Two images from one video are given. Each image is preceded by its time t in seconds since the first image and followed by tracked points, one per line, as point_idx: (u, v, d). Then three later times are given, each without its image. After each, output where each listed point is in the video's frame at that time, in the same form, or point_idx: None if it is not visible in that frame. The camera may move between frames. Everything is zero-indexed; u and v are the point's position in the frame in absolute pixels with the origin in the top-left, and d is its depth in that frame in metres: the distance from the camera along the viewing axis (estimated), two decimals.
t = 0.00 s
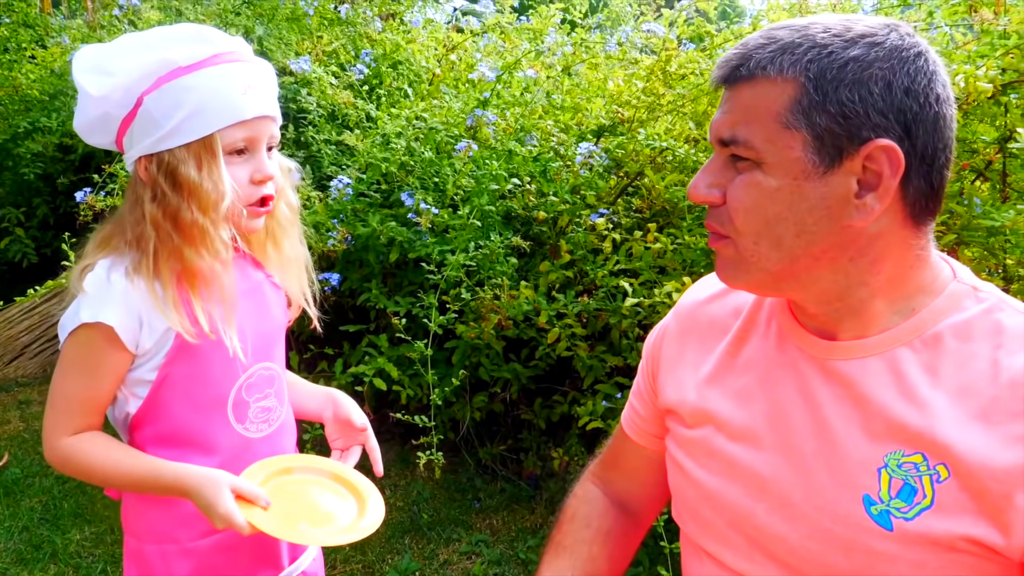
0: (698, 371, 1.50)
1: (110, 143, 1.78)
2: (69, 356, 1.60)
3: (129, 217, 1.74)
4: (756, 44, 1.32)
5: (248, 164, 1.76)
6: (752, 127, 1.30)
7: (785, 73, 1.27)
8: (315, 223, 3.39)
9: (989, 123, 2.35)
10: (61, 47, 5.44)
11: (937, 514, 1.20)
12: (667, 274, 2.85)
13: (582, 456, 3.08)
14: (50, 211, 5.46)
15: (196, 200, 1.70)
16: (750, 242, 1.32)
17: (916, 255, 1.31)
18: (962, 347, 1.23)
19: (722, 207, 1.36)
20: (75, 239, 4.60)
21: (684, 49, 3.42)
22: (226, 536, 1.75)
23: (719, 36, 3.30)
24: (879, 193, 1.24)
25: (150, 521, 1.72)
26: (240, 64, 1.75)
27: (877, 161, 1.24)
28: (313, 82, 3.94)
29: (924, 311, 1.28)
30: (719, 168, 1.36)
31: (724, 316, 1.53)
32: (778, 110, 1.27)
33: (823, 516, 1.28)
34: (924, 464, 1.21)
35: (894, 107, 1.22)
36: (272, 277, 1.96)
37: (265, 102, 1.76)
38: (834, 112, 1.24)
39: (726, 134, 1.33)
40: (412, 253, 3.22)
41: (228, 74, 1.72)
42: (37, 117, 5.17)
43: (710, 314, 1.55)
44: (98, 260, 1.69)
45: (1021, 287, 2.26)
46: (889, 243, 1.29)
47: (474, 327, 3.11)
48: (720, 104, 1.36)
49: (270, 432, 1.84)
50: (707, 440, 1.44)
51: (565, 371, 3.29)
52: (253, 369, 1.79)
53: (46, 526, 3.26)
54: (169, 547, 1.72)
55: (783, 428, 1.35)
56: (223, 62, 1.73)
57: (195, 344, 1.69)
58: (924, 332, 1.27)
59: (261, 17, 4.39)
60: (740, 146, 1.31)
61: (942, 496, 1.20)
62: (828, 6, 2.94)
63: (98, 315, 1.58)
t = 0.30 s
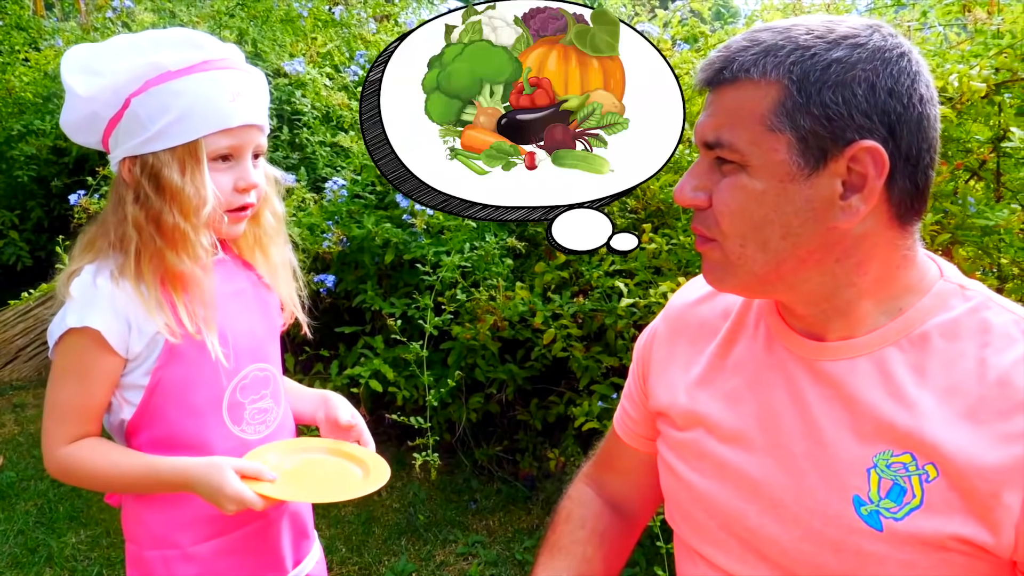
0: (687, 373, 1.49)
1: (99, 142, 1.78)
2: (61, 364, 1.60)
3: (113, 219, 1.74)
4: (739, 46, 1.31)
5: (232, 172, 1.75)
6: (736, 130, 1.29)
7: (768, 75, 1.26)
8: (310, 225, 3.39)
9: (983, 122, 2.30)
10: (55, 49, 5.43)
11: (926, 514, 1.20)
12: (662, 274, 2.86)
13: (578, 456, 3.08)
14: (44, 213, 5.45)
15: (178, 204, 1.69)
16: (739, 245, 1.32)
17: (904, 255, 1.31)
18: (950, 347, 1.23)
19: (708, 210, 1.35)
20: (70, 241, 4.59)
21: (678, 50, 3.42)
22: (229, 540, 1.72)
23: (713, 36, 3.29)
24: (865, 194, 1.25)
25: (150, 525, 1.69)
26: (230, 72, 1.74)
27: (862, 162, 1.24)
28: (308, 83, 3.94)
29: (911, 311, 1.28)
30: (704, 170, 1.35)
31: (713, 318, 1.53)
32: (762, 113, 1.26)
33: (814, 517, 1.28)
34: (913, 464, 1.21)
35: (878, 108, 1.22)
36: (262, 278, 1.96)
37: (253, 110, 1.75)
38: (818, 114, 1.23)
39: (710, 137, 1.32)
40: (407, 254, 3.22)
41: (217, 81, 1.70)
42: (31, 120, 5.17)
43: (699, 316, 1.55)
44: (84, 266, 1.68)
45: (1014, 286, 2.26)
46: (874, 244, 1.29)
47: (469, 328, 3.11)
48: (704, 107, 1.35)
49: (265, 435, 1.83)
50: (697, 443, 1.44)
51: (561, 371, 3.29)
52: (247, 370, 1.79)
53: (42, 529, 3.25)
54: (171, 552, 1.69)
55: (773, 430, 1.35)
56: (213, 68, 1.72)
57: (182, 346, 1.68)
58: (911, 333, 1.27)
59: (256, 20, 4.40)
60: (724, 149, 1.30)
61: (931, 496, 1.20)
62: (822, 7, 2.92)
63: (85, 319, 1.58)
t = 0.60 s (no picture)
0: (686, 371, 1.49)
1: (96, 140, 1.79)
2: (60, 366, 1.59)
3: (109, 219, 1.74)
4: (750, 47, 1.27)
5: (230, 174, 1.75)
6: (757, 132, 1.25)
7: (790, 74, 1.23)
8: (308, 224, 3.39)
9: (980, 123, 2.31)
10: (51, 48, 5.42)
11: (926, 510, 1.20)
12: (661, 274, 2.86)
13: (577, 456, 3.08)
14: (40, 212, 5.44)
15: (175, 205, 1.70)
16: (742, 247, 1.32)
17: (910, 250, 1.32)
18: (949, 343, 1.23)
19: (729, 215, 1.31)
20: (67, 241, 4.58)
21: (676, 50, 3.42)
22: (229, 541, 1.72)
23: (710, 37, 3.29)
24: (892, 185, 1.24)
25: (151, 526, 1.69)
26: (230, 73, 1.74)
27: (888, 154, 1.23)
28: (305, 83, 3.94)
29: (912, 307, 1.28)
30: (721, 176, 1.31)
31: (713, 316, 1.52)
32: (785, 112, 1.23)
33: (813, 513, 1.28)
34: (911, 460, 1.22)
35: (898, 100, 1.22)
36: (258, 278, 1.96)
37: (252, 110, 1.75)
38: (845, 109, 1.21)
39: (728, 140, 1.28)
40: (405, 254, 3.22)
41: (217, 82, 1.70)
42: (28, 119, 5.16)
43: (698, 313, 1.54)
44: (81, 266, 1.68)
45: (1011, 286, 2.27)
46: (891, 238, 1.29)
47: (467, 328, 3.12)
48: (711, 112, 1.31)
49: (265, 435, 1.83)
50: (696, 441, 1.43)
51: (559, 371, 3.29)
52: (246, 370, 1.79)
53: (39, 530, 3.24)
54: (171, 553, 1.68)
55: (772, 428, 1.34)
56: (212, 69, 1.72)
57: (180, 347, 1.67)
58: (911, 330, 1.27)
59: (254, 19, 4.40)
60: (747, 151, 1.26)
61: (929, 491, 1.20)
62: (820, 7, 2.91)
63: (84, 321, 1.58)
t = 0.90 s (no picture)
0: (700, 362, 1.47)
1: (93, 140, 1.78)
2: (59, 367, 1.59)
3: (105, 220, 1.73)
4: (778, 40, 1.27)
5: (227, 175, 1.75)
6: (784, 124, 1.24)
7: (818, 66, 1.22)
8: (306, 223, 3.39)
9: (980, 123, 2.31)
10: (49, 47, 5.41)
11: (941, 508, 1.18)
12: (660, 274, 2.85)
13: (575, 455, 3.08)
14: (38, 212, 5.43)
15: (171, 207, 1.69)
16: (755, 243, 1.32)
17: (934, 244, 1.29)
18: (968, 339, 1.22)
19: (753, 208, 1.30)
20: (64, 240, 4.57)
21: (675, 50, 3.42)
22: (230, 540, 1.72)
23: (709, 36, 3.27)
24: (919, 177, 1.23)
25: (152, 525, 1.68)
26: (226, 73, 1.73)
27: (915, 147, 1.22)
28: (303, 82, 3.93)
29: (931, 303, 1.26)
30: (745, 168, 1.30)
31: (727, 305, 1.50)
32: (813, 104, 1.22)
33: (826, 507, 1.25)
34: (929, 457, 1.19)
35: (927, 93, 1.21)
36: (255, 276, 1.95)
37: (250, 112, 1.75)
38: (874, 103, 1.20)
39: (754, 133, 1.27)
40: (404, 253, 3.22)
41: (212, 83, 1.69)
42: (25, 118, 5.15)
43: (712, 302, 1.52)
44: (79, 267, 1.67)
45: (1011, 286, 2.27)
46: (917, 231, 1.27)
47: (466, 328, 3.12)
48: (734, 104, 1.31)
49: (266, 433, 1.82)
50: (707, 433, 1.41)
51: (557, 371, 3.29)
52: (245, 369, 1.79)
53: (36, 529, 3.23)
54: (172, 553, 1.68)
55: (786, 421, 1.32)
56: (209, 69, 1.71)
57: (180, 347, 1.67)
58: (930, 325, 1.25)
59: (252, 18, 4.41)
60: (774, 144, 1.25)
61: (944, 487, 1.18)
62: (819, 6, 2.90)
63: (83, 322, 1.57)
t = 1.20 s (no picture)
0: (712, 357, 1.45)
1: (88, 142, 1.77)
2: (58, 369, 1.58)
3: (100, 221, 1.72)
4: (794, 41, 1.25)
5: (220, 177, 1.74)
6: (799, 128, 1.23)
7: (835, 69, 1.21)
8: (304, 223, 3.39)
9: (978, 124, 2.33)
10: (47, 46, 5.41)
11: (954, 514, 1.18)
12: (658, 274, 2.85)
13: (574, 455, 3.09)
14: (35, 211, 5.41)
15: (166, 209, 1.68)
16: (765, 244, 1.32)
17: (954, 249, 1.28)
18: (987, 345, 1.21)
19: (769, 208, 1.30)
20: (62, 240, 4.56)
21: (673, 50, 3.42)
22: (228, 539, 1.70)
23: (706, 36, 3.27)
24: (937, 181, 1.22)
25: (151, 525, 1.66)
26: (222, 74, 1.73)
27: (933, 150, 1.21)
28: (301, 81, 3.93)
29: (950, 308, 1.25)
30: (761, 170, 1.30)
31: (740, 299, 1.48)
32: (829, 108, 1.21)
33: (836, 510, 1.25)
34: (944, 463, 1.19)
35: (946, 96, 1.20)
36: (251, 275, 1.94)
37: (245, 112, 1.74)
38: (891, 106, 1.20)
39: (768, 136, 1.26)
40: (401, 253, 3.22)
41: (207, 83, 1.69)
42: (22, 118, 5.15)
43: (726, 295, 1.50)
44: (77, 267, 1.67)
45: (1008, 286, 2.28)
46: (934, 236, 1.26)
47: (465, 328, 3.12)
48: (750, 105, 1.30)
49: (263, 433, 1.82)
50: (718, 430, 1.39)
51: (555, 371, 3.30)
52: (242, 368, 1.77)
53: (34, 529, 3.23)
54: (171, 552, 1.66)
55: (799, 421, 1.31)
56: (203, 71, 1.71)
57: (178, 347, 1.66)
58: (949, 330, 1.24)
59: (250, 18, 4.42)
60: (789, 148, 1.24)
61: (959, 494, 1.17)
62: (817, 7, 2.90)
63: (82, 322, 1.57)
